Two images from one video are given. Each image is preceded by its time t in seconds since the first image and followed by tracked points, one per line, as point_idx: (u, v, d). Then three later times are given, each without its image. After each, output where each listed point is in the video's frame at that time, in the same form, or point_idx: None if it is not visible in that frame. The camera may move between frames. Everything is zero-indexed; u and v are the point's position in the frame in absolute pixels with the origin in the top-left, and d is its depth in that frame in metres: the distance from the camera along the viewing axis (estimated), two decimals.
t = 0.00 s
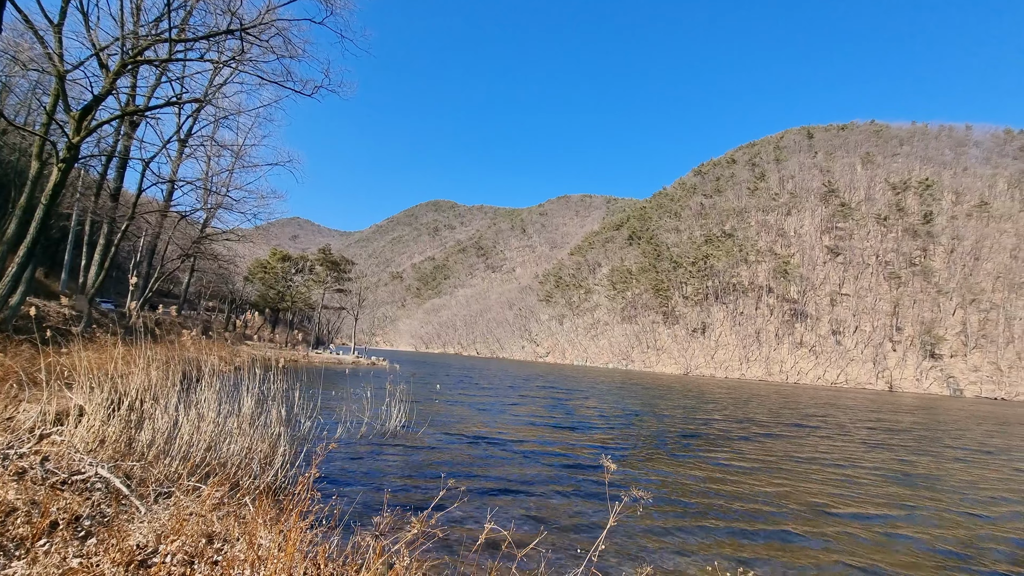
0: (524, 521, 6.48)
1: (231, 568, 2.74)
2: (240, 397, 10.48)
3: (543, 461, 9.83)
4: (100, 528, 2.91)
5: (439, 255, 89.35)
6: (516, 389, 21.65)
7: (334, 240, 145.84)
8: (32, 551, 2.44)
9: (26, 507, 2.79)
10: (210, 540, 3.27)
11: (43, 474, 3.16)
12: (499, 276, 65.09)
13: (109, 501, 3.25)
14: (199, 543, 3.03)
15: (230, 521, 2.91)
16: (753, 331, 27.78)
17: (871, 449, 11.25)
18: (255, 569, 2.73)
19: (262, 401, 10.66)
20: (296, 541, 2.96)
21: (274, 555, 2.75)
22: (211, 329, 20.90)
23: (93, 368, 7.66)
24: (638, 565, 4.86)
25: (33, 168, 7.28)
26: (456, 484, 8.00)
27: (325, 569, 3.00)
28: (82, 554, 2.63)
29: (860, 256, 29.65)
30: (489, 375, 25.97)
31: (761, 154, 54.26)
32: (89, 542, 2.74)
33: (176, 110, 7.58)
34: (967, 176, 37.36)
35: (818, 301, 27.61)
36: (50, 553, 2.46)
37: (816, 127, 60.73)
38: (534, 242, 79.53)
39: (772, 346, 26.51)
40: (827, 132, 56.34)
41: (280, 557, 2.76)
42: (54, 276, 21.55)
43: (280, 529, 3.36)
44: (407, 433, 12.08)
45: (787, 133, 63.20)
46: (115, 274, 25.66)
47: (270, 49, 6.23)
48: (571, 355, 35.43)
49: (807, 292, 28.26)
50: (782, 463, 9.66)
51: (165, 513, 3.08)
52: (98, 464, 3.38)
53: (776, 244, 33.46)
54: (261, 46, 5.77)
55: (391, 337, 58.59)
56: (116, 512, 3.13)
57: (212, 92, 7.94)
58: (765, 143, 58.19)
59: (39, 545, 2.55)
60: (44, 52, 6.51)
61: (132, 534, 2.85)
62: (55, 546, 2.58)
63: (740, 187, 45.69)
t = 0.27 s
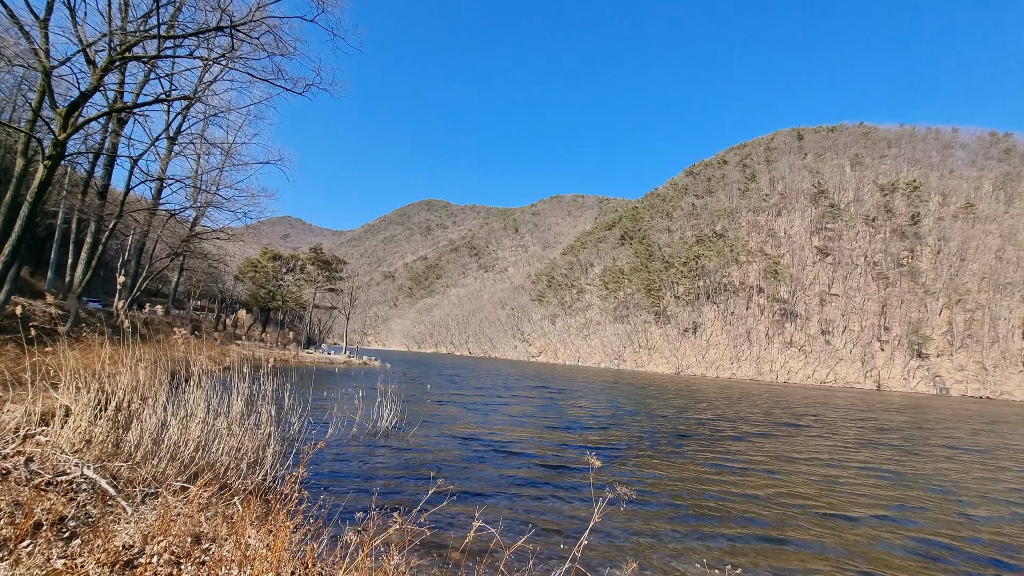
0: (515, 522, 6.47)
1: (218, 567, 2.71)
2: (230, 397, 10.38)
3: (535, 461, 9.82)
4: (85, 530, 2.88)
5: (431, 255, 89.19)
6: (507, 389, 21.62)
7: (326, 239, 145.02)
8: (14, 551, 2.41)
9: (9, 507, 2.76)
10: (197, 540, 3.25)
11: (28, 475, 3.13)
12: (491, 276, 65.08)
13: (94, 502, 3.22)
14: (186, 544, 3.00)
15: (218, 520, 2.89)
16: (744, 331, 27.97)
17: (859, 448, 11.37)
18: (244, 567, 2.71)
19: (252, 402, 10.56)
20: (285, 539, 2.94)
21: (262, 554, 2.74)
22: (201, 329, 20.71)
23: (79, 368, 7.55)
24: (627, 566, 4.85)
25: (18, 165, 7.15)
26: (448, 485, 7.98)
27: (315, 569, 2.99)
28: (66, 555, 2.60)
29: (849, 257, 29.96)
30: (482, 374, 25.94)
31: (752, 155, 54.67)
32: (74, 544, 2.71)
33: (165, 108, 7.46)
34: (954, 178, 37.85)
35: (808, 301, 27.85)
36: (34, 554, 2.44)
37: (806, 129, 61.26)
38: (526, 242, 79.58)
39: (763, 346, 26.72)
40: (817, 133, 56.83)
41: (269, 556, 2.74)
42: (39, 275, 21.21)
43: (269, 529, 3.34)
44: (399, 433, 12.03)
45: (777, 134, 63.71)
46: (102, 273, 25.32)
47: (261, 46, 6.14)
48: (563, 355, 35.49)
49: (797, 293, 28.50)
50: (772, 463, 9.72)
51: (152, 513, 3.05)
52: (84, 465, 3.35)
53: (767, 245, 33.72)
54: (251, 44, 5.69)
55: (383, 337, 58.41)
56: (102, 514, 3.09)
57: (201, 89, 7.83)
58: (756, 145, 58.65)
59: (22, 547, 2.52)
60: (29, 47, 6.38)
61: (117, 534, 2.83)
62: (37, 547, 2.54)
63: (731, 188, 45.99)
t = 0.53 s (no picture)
0: (502, 522, 6.48)
1: (200, 568, 2.69)
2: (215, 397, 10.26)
3: (523, 462, 9.82)
4: (64, 533, 2.85)
5: (420, 255, 88.87)
6: (496, 389, 21.60)
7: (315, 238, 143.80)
8: None
9: None
10: (178, 542, 3.23)
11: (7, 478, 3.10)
12: (480, 276, 65.02)
13: (75, 505, 3.19)
14: (167, 546, 2.97)
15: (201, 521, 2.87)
16: (731, 330, 28.26)
17: (841, 447, 11.56)
18: (226, 568, 2.68)
19: (237, 403, 10.44)
20: (269, 539, 2.92)
21: (245, 555, 2.70)
22: (185, 329, 20.43)
23: (59, 368, 7.42)
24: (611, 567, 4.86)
25: None
26: (436, 486, 7.97)
27: (299, 569, 2.97)
28: (44, 559, 2.57)
29: (834, 258, 30.41)
30: (471, 374, 25.89)
31: (738, 157, 55.25)
32: (51, 549, 2.67)
33: (149, 104, 7.33)
34: (935, 180, 38.60)
35: (793, 301, 28.20)
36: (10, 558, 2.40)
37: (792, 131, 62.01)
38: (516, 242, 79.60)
39: (749, 345, 27.01)
40: (802, 135, 57.56)
41: (252, 557, 2.71)
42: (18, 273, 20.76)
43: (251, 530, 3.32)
44: (387, 434, 11.98)
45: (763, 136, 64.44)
46: (83, 271, 24.85)
47: (247, 43, 6.04)
48: (552, 355, 35.57)
49: (783, 293, 28.84)
50: (758, 461, 9.82)
51: (133, 515, 3.02)
52: (65, 467, 3.32)
53: (753, 245, 34.10)
54: (237, 40, 5.60)
55: (371, 336, 58.11)
56: (82, 516, 3.07)
57: (186, 86, 7.70)
58: (743, 146, 59.24)
59: None
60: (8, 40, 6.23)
61: (97, 538, 2.79)
62: (12, 550, 2.50)
63: (718, 189, 46.43)
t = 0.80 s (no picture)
0: (491, 522, 6.50)
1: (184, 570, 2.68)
2: (201, 398, 10.14)
3: (513, 462, 9.83)
4: (45, 537, 2.81)
5: (410, 254, 88.53)
6: (486, 389, 21.60)
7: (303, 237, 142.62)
8: None
9: None
10: (163, 544, 3.19)
11: None
12: (470, 275, 64.95)
13: (56, 507, 3.14)
14: (151, 547, 2.94)
15: (188, 523, 2.85)
16: (719, 330, 28.53)
17: (826, 445, 11.73)
18: (212, 570, 2.65)
19: (224, 403, 10.33)
20: (254, 540, 2.92)
21: (229, 556, 2.69)
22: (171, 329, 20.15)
23: (40, 369, 7.29)
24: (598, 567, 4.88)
25: None
26: (425, 486, 7.96)
27: (285, 570, 2.94)
28: (25, 563, 2.54)
29: (820, 258, 30.82)
30: (460, 374, 25.86)
31: (727, 158, 55.75)
32: (31, 552, 2.64)
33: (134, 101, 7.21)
34: (918, 183, 39.28)
35: (780, 301, 28.53)
36: None
37: (779, 132, 62.71)
38: (506, 241, 79.62)
39: (737, 345, 27.29)
40: (789, 137, 58.23)
41: (237, 559, 2.70)
42: None
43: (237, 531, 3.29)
44: (376, 434, 11.93)
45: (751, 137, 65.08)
46: (65, 270, 24.42)
47: (235, 40, 5.98)
48: (542, 354, 35.66)
49: (770, 293, 29.15)
50: (745, 460, 9.92)
51: (116, 517, 2.98)
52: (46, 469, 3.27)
53: (741, 246, 34.45)
54: (224, 36, 5.52)
55: (361, 336, 57.83)
56: (64, 519, 3.03)
57: (172, 83, 7.60)
58: (731, 147, 59.78)
59: None
60: None
61: (79, 540, 2.77)
62: None
63: (707, 190, 46.82)
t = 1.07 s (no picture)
0: (481, 522, 6.51)
1: (172, 571, 2.66)
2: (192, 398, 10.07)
3: (505, 462, 9.85)
4: (31, 539, 2.78)
5: (403, 254, 88.28)
6: (479, 389, 21.60)
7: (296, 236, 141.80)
8: None
9: None
10: (152, 546, 3.18)
11: None
12: (464, 275, 64.90)
13: (43, 511, 3.10)
14: (140, 551, 2.92)
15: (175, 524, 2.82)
16: (711, 330, 28.71)
17: (816, 444, 11.84)
18: (201, 571, 2.65)
19: (214, 403, 10.26)
20: (244, 541, 2.90)
21: (220, 558, 2.68)
22: (161, 329, 19.94)
23: (27, 368, 7.19)
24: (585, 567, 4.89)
25: None
26: (417, 486, 7.93)
27: (276, 570, 2.94)
28: (10, 566, 2.51)
29: (810, 259, 31.12)
30: (453, 374, 25.83)
31: (719, 158, 56.11)
32: (16, 554, 2.61)
33: (123, 98, 7.11)
34: (907, 184, 39.72)
35: (771, 301, 28.75)
36: None
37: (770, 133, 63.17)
38: (499, 241, 79.59)
39: (728, 344, 27.49)
40: (780, 138, 58.68)
41: (227, 559, 2.68)
42: None
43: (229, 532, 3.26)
44: (368, 434, 11.91)
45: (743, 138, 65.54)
46: (53, 268, 24.11)
47: (226, 37, 5.92)
48: (535, 354, 35.72)
49: (761, 293, 29.38)
50: (737, 460, 9.98)
51: (104, 520, 2.95)
52: (33, 472, 3.22)
53: (733, 246, 34.68)
54: (215, 33, 5.47)
55: (353, 336, 57.62)
56: (51, 523, 2.99)
57: (162, 80, 7.53)
58: (723, 148, 60.18)
59: None
60: None
61: (67, 542, 2.75)
62: None
63: (699, 190, 47.11)
